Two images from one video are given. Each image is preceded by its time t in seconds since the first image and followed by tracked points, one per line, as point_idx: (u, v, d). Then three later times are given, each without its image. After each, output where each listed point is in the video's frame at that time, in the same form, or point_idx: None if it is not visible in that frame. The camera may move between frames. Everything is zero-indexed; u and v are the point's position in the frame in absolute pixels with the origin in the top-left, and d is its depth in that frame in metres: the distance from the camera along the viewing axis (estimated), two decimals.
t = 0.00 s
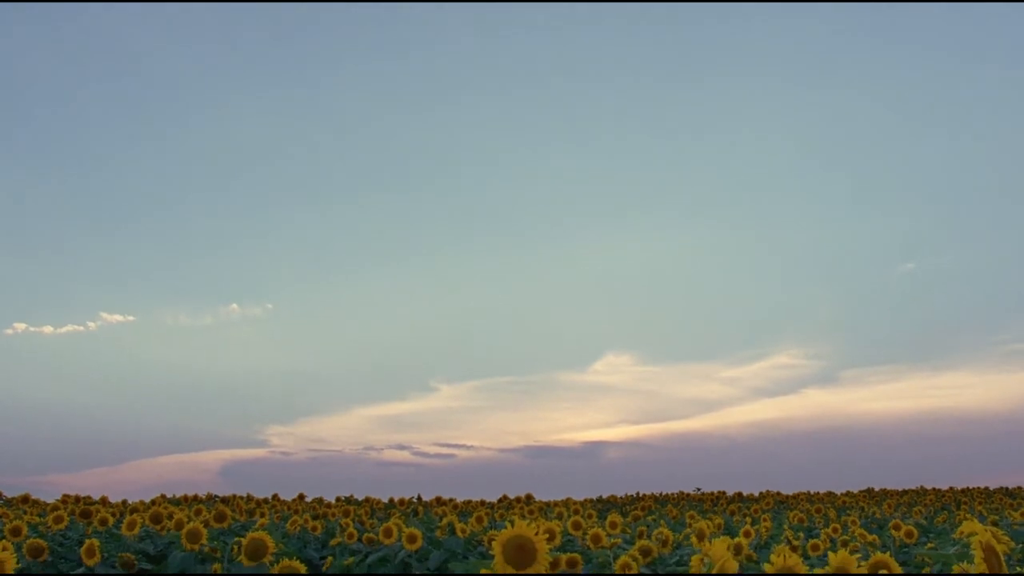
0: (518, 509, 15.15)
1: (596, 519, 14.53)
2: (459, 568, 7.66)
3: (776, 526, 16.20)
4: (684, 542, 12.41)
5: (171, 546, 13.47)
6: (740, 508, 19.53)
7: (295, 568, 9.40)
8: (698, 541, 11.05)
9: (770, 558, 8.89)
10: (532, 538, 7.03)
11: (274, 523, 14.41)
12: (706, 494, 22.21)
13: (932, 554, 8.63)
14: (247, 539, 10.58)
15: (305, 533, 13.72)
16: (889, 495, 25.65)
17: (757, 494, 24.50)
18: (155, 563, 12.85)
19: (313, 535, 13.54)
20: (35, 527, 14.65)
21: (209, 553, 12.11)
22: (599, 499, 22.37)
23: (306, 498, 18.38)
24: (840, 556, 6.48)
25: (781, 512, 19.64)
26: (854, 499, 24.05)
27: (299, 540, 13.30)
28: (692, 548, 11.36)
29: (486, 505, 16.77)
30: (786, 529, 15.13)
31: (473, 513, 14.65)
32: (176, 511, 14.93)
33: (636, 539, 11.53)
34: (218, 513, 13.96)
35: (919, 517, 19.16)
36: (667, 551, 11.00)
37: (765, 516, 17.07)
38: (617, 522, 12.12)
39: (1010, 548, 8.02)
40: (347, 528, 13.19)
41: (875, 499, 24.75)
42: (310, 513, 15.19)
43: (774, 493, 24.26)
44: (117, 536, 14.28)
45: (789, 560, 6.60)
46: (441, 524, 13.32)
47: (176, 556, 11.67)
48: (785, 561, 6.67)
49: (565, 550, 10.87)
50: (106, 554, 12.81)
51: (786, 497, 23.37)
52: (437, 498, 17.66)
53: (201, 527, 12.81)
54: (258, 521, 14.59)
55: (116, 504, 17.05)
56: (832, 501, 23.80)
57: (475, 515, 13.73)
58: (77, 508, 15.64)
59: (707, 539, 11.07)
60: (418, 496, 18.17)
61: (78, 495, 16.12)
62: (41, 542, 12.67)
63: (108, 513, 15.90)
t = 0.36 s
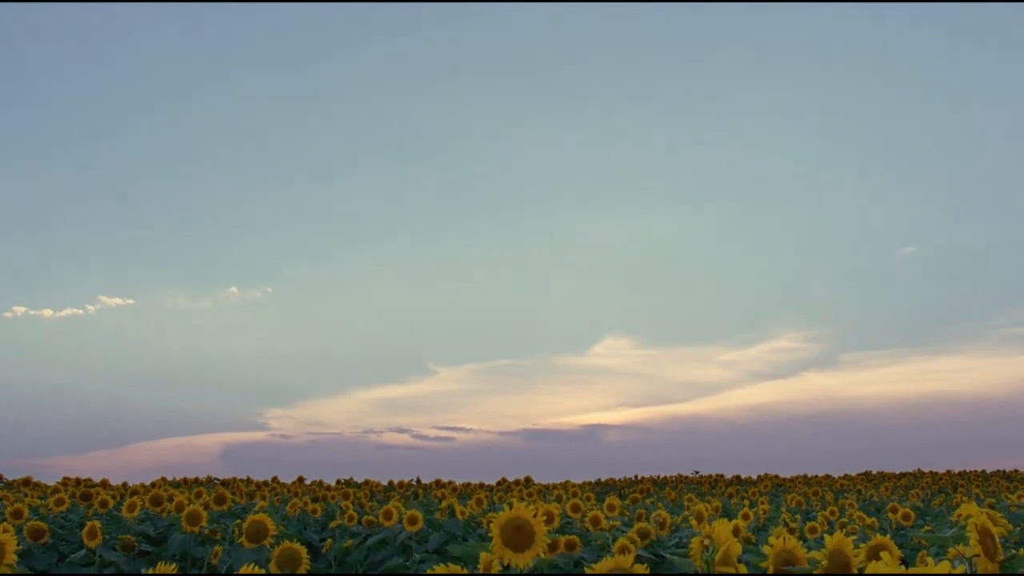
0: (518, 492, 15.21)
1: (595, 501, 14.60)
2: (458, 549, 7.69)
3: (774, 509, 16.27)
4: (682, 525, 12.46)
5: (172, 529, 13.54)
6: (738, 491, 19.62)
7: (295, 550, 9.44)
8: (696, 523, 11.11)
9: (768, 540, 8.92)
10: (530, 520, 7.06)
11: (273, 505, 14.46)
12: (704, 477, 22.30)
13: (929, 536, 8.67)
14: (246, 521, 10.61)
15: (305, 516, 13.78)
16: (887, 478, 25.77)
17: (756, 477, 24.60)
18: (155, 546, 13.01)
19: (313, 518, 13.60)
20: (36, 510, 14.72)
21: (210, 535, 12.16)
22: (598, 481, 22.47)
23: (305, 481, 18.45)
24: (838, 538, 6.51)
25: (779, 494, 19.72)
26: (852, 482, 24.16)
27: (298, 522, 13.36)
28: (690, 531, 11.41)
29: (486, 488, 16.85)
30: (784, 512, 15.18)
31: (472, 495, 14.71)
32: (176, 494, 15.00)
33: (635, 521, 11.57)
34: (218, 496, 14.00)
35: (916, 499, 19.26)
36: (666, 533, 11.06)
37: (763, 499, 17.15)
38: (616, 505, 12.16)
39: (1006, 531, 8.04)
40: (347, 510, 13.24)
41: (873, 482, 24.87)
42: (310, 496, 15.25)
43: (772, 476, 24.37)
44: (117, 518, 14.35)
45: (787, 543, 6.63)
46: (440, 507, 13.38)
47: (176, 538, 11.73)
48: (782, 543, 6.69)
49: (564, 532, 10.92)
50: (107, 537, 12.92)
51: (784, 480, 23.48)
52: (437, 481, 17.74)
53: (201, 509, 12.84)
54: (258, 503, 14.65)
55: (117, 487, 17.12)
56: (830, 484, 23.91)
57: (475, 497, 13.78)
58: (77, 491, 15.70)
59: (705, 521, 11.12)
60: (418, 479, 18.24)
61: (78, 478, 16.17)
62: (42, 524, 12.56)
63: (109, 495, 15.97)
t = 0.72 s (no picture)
0: (517, 473, 15.27)
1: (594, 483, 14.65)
2: (458, 530, 7.71)
3: (772, 490, 16.34)
4: (681, 505, 12.51)
5: (173, 510, 13.61)
6: (737, 472, 19.69)
7: (296, 532, 9.46)
8: (695, 504, 11.15)
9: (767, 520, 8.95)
10: (530, 501, 7.08)
11: (274, 486, 14.52)
12: (703, 458, 22.38)
13: (928, 516, 8.70)
14: (247, 502, 10.64)
15: (305, 497, 13.82)
16: (885, 459, 25.84)
17: (755, 459, 24.67)
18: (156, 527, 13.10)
19: (313, 499, 13.65)
20: (37, 491, 14.77)
21: (211, 516, 12.21)
22: (597, 463, 22.54)
23: (306, 462, 18.52)
24: (838, 519, 6.52)
25: (778, 476, 19.80)
26: (851, 463, 24.24)
27: (299, 503, 13.43)
28: (689, 512, 11.46)
29: (485, 469, 16.91)
30: (782, 493, 15.24)
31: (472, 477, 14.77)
32: (177, 475, 15.05)
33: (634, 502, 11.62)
34: (218, 477, 14.05)
35: (913, 481, 19.34)
36: (664, 514, 11.10)
37: (762, 481, 17.22)
38: (615, 486, 12.20)
39: (1004, 511, 8.07)
40: (347, 491, 13.30)
41: (871, 463, 24.95)
42: (310, 477, 15.31)
43: (770, 458, 24.44)
44: (118, 499, 14.42)
45: (785, 523, 6.66)
46: (440, 487, 13.43)
47: (177, 519, 11.76)
48: (781, 524, 6.71)
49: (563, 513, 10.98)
50: (109, 518, 12.99)
51: (782, 462, 23.56)
52: (436, 462, 17.79)
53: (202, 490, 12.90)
54: (258, 484, 14.71)
55: (118, 468, 17.19)
56: (828, 465, 23.99)
57: (474, 479, 13.83)
58: (78, 472, 15.76)
59: (704, 502, 11.16)
60: (417, 460, 18.30)
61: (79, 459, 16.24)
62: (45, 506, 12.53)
63: (110, 476, 16.03)
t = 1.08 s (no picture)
0: (517, 457, 15.29)
1: (594, 467, 14.67)
2: (457, 514, 7.72)
3: (772, 474, 16.38)
4: (680, 490, 12.54)
5: (173, 495, 13.64)
6: (736, 457, 19.74)
7: (297, 516, 9.49)
8: (694, 488, 11.17)
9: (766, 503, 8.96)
10: (529, 485, 7.08)
11: (274, 470, 14.55)
12: (702, 442, 22.42)
13: (926, 500, 8.72)
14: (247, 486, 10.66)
15: (305, 482, 13.85)
16: (884, 444, 25.91)
17: (754, 443, 24.70)
18: (157, 511, 13.15)
19: (313, 483, 13.68)
20: (38, 475, 14.79)
21: (211, 501, 12.24)
22: (597, 447, 22.58)
23: (306, 447, 18.54)
24: (836, 503, 6.53)
25: (777, 460, 19.84)
26: (850, 447, 24.29)
27: (299, 488, 13.46)
28: (689, 496, 11.49)
29: (485, 453, 16.94)
30: (781, 478, 15.28)
31: (472, 461, 14.82)
32: (178, 460, 15.07)
33: (633, 486, 11.65)
34: (218, 461, 14.07)
35: (912, 465, 19.38)
36: (664, 498, 11.13)
37: (761, 465, 17.25)
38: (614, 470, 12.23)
39: (1002, 496, 8.08)
40: (346, 476, 13.32)
41: (870, 447, 25.00)
42: (310, 461, 15.32)
43: (770, 442, 24.50)
44: (119, 484, 14.45)
45: (784, 507, 6.67)
46: (440, 472, 13.45)
47: (177, 504, 11.79)
48: (779, 507, 6.71)
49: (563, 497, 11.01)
50: (110, 502, 13.03)
51: (782, 446, 23.60)
52: (437, 446, 17.81)
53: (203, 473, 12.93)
54: (258, 469, 14.74)
55: (119, 453, 17.21)
56: (827, 449, 24.06)
57: (474, 463, 13.86)
58: (79, 456, 15.78)
59: (703, 486, 11.19)
60: (417, 445, 18.33)
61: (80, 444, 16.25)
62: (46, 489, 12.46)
63: (110, 461, 16.06)
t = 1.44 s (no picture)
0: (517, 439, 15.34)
1: (593, 448, 14.72)
2: (456, 496, 7.75)
3: (771, 456, 16.43)
4: (679, 472, 12.58)
5: (174, 476, 13.70)
6: (735, 439, 19.81)
7: (297, 498, 9.52)
8: (693, 470, 11.21)
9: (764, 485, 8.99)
10: (527, 467, 7.10)
11: (274, 452, 14.60)
12: (701, 424, 22.48)
13: (925, 482, 8.75)
14: (247, 468, 10.69)
15: (306, 463, 13.90)
16: (882, 426, 26.00)
17: (753, 425, 24.76)
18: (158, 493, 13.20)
19: (314, 465, 13.73)
20: (39, 456, 14.84)
21: (212, 482, 12.29)
22: (596, 429, 22.65)
23: (307, 428, 18.59)
24: (835, 485, 6.54)
25: (776, 442, 19.91)
26: (849, 429, 24.37)
27: (299, 469, 13.52)
28: (688, 478, 11.53)
29: (485, 435, 16.98)
30: (780, 460, 15.33)
31: (472, 443, 14.87)
32: (179, 441, 15.10)
33: (632, 468, 11.69)
34: (219, 443, 14.11)
35: (911, 447, 19.46)
36: (663, 480, 11.18)
37: (760, 447, 17.31)
38: (613, 452, 12.27)
39: (999, 477, 8.11)
40: (346, 457, 13.37)
41: (868, 429, 25.08)
42: (310, 443, 15.36)
43: (769, 424, 24.57)
44: (120, 465, 14.50)
45: (783, 489, 6.68)
46: (440, 453, 13.49)
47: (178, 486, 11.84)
48: (778, 489, 6.72)
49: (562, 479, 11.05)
50: (111, 484, 13.08)
51: (780, 428, 23.67)
52: (437, 428, 17.85)
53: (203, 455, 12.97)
54: (259, 450, 14.78)
55: (119, 434, 17.26)
56: (826, 431, 24.14)
57: (474, 445, 13.89)
58: (80, 438, 15.83)
59: (702, 468, 11.23)
60: (418, 427, 18.38)
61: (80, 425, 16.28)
62: (46, 471, 12.44)
63: (111, 442, 16.11)
